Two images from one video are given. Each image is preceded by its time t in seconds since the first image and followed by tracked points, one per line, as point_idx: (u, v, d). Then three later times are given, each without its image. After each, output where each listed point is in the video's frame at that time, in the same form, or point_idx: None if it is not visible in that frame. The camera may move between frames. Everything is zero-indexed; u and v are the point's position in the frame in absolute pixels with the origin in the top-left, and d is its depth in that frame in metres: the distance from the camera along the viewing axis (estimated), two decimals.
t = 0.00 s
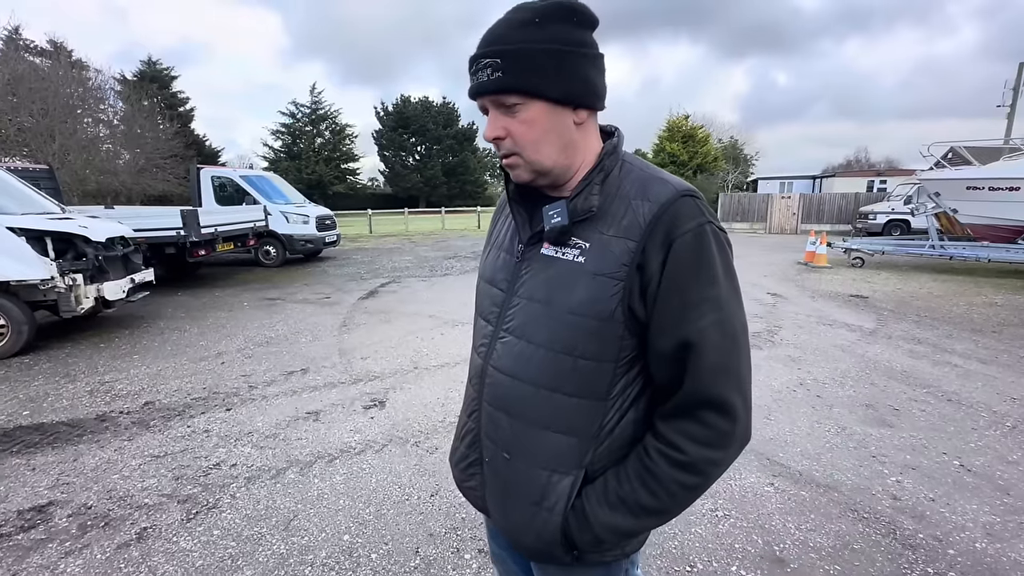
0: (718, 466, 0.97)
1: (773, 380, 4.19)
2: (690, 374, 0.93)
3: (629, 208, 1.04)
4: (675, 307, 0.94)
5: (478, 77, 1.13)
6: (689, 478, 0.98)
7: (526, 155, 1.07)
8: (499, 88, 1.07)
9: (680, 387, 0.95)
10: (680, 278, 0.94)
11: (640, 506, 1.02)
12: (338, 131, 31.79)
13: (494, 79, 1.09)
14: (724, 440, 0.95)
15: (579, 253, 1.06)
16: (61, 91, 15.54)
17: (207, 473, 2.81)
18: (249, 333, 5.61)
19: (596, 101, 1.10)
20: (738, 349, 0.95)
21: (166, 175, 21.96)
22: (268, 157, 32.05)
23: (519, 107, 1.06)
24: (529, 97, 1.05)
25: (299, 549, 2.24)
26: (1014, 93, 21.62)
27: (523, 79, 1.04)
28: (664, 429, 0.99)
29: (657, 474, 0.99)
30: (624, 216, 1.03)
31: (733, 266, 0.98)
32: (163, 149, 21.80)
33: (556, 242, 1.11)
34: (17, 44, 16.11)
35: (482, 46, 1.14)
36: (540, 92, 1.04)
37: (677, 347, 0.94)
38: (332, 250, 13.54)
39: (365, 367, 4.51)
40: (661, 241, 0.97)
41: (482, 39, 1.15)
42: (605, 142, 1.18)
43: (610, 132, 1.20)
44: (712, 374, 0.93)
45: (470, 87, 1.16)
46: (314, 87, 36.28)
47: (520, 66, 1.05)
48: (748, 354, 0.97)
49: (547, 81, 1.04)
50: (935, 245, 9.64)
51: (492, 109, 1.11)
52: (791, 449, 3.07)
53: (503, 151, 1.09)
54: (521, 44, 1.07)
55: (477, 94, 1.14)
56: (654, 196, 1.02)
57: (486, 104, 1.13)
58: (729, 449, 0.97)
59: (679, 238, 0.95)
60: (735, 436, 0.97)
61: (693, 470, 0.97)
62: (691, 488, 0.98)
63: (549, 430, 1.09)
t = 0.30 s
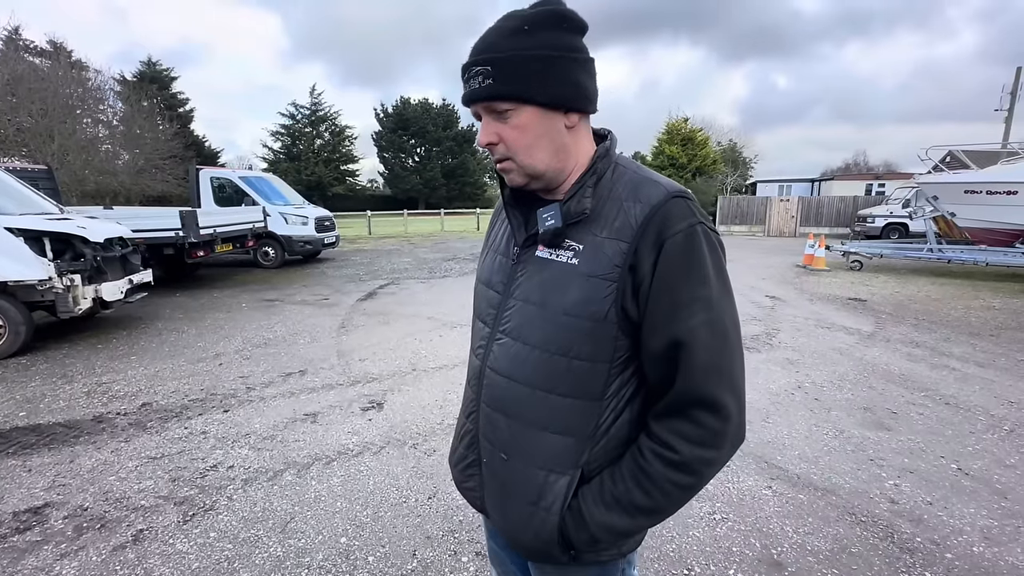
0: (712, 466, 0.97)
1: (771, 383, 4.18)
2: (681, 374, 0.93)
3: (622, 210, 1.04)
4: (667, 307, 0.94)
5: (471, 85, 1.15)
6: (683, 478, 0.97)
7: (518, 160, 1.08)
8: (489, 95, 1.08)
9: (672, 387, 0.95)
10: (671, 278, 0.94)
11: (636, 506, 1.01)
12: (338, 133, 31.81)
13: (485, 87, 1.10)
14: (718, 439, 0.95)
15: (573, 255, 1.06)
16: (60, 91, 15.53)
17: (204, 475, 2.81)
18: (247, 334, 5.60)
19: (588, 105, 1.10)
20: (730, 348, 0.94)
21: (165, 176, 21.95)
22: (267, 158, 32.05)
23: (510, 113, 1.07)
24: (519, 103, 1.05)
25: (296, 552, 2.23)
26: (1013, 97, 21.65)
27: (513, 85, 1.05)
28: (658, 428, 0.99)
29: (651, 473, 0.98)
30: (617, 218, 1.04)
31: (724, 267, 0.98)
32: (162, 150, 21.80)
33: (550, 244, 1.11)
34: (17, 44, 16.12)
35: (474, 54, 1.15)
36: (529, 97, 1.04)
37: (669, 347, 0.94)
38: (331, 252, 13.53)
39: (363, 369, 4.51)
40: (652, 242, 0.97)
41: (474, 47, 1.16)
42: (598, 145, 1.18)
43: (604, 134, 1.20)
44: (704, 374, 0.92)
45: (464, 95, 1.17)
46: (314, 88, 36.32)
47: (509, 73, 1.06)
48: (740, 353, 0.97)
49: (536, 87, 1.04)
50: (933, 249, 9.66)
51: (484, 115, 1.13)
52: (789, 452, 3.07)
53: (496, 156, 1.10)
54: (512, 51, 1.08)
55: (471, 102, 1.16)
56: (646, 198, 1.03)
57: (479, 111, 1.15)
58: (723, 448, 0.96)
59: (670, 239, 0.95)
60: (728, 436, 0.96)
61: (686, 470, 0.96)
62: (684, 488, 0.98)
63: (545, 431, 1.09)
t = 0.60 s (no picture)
0: (711, 465, 0.97)
1: (770, 386, 4.18)
2: (679, 374, 0.93)
3: (618, 211, 1.04)
4: (664, 308, 0.94)
5: (468, 86, 1.14)
6: (681, 478, 0.97)
7: (517, 160, 1.07)
8: (487, 97, 1.08)
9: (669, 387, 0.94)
10: (670, 279, 0.93)
11: (635, 507, 1.01)
12: (338, 133, 31.83)
13: (482, 88, 1.09)
14: (715, 438, 0.95)
15: (570, 257, 1.06)
16: (60, 91, 15.54)
17: (201, 476, 2.80)
18: (246, 335, 5.59)
19: (585, 107, 1.11)
20: (727, 348, 0.94)
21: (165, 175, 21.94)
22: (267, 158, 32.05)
23: (508, 114, 1.06)
24: (516, 104, 1.05)
25: (293, 553, 2.22)
26: (1013, 100, 21.68)
27: (511, 87, 1.05)
28: (655, 428, 0.99)
29: (649, 473, 0.98)
30: (614, 219, 1.04)
31: (721, 267, 0.98)
32: (162, 150, 21.80)
33: (548, 246, 1.11)
34: (17, 44, 16.13)
35: (472, 55, 1.14)
36: (527, 99, 1.04)
37: (666, 348, 0.94)
38: (331, 252, 13.53)
39: (362, 369, 4.50)
40: (649, 243, 0.97)
41: (471, 49, 1.16)
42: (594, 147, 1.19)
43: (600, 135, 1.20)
44: (702, 373, 0.92)
45: (461, 96, 1.17)
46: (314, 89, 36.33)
47: (506, 75, 1.06)
48: (737, 353, 0.97)
49: (533, 88, 1.04)
50: (932, 251, 9.67)
51: (482, 116, 1.12)
52: (788, 454, 3.07)
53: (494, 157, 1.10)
54: (509, 52, 1.07)
55: (469, 104, 1.15)
56: (643, 199, 1.03)
57: (477, 113, 1.14)
58: (721, 446, 0.96)
59: (668, 240, 0.95)
60: (726, 434, 0.96)
61: (685, 469, 0.96)
62: (683, 488, 0.98)
63: (543, 433, 1.09)
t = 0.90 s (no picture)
0: (712, 464, 0.96)
1: (769, 387, 4.18)
2: (680, 373, 0.92)
3: (620, 211, 1.04)
4: (667, 308, 0.93)
5: (484, 74, 1.10)
6: (683, 476, 0.97)
7: (535, 155, 1.06)
8: (508, 86, 1.05)
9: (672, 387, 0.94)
10: (671, 279, 0.93)
11: (636, 506, 1.01)
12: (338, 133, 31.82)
13: (504, 76, 1.06)
14: (716, 436, 0.95)
15: (572, 257, 1.06)
16: (61, 90, 15.55)
17: (199, 475, 2.79)
18: (245, 334, 5.58)
19: (593, 108, 1.13)
20: (728, 348, 0.94)
21: (165, 175, 21.93)
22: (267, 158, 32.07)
23: (530, 106, 1.05)
24: (538, 96, 1.04)
25: (291, 554, 2.22)
26: (1011, 103, 21.73)
27: (536, 78, 1.03)
28: (657, 427, 0.98)
29: (651, 472, 0.98)
30: (616, 219, 1.03)
31: (721, 267, 0.98)
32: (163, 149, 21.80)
33: (550, 246, 1.11)
34: (18, 43, 16.13)
35: (488, 43, 1.10)
36: (551, 94, 1.04)
37: (668, 347, 0.94)
38: (331, 252, 13.52)
39: (361, 370, 4.49)
40: (652, 243, 0.97)
41: (485, 38, 1.12)
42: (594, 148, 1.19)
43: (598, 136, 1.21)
44: (704, 373, 0.92)
45: (473, 84, 1.12)
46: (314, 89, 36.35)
47: (532, 65, 1.04)
48: (738, 352, 0.96)
49: (557, 84, 1.04)
50: (932, 253, 9.66)
51: (498, 107, 1.09)
52: (787, 456, 3.07)
53: (511, 150, 1.07)
54: (530, 43, 1.06)
55: (483, 93, 1.11)
56: (644, 199, 1.02)
57: (491, 103, 1.10)
58: (722, 444, 0.96)
59: (670, 240, 0.95)
60: (728, 433, 0.96)
61: (687, 467, 0.96)
62: (684, 486, 0.98)
63: (545, 433, 1.08)
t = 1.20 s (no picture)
0: (720, 461, 0.96)
1: (770, 388, 4.17)
2: (690, 372, 0.92)
3: (628, 212, 1.03)
4: (676, 308, 0.93)
5: (526, 53, 1.10)
6: (692, 474, 0.96)
7: (568, 143, 1.06)
8: (554, 68, 1.07)
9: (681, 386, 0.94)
10: (681, 279, 0.93)
11: (645, 505, 1.01)
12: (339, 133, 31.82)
13: (551, 57, 1.07)
14: (724, 434, 0.94)
15: (580, 257, 1.05)
16: (62, 88, 15.57)
17: (198, 474, 2.79)
18: (245, 333, 5.58)
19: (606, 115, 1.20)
20: (735, 347, 0.94)
21: (165, 174, 21.94)
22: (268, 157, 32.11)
23: (569, 94, 1.08)
24: (578, 86, 1.08)
25: (290, 553, 2.22)
26: (1013, 105, 21.69)
27: (580, 67, 1.08)
28: (665, 426, 0.98)
29: (660, 470, 0.97)
30: (623, 220, 1.03)
31: (728, 267, 0.98)
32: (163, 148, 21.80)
33: (556, 246, 1.10)
34: (20, 41, 16.13)
35: (530, 24, 1.11)
36: (588, 89, 1.10)
37: (677, 347, 0.93)
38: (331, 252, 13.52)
39: (361, 369, 4.49)
40: (661, 243, 0.97)
41: (525, 19, 1.13)
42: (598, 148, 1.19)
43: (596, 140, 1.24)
44: (713, 372, 0.92)
45: (511, 62, 1.11)
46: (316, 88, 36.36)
47: (580, 53, 1.08)
48: (745, 351, 0.97)
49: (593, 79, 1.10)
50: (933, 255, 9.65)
51: (534, 89, 1.09)
52: (788, 457, 3.06)
53: (544, 133, 1.06)
54: (575, 33, 1.10)
55: (520, 73, 1.10)
56: (651, 201, 1.02)
57: (525, 85, 1.10)
58: (730, 442, 0.96)
59: (679, 241, 0.94)
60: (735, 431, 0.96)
61: (695, 466, 0.96)
62: (693, 484, 0.97)
63: (553, 435, 1.07)
